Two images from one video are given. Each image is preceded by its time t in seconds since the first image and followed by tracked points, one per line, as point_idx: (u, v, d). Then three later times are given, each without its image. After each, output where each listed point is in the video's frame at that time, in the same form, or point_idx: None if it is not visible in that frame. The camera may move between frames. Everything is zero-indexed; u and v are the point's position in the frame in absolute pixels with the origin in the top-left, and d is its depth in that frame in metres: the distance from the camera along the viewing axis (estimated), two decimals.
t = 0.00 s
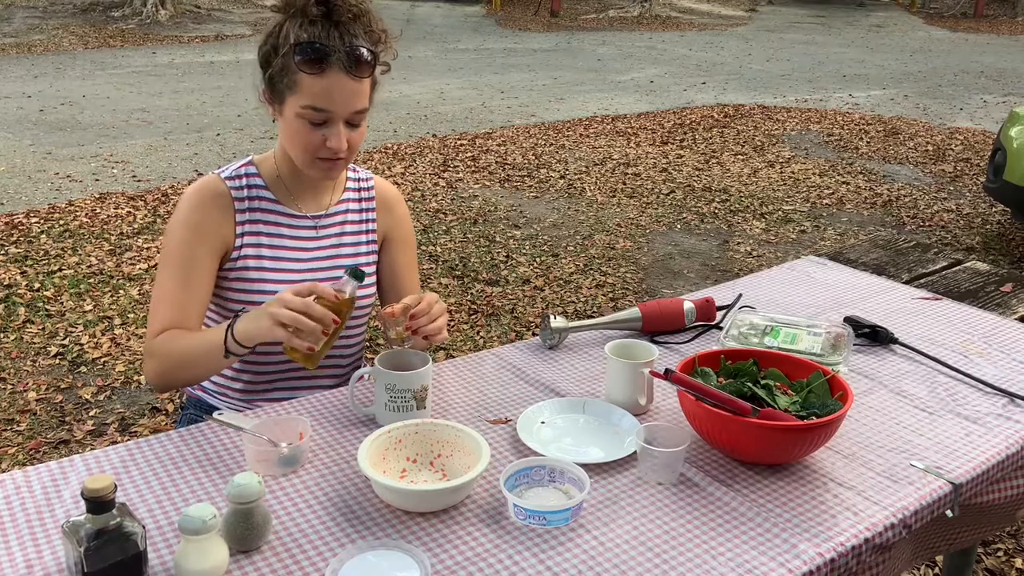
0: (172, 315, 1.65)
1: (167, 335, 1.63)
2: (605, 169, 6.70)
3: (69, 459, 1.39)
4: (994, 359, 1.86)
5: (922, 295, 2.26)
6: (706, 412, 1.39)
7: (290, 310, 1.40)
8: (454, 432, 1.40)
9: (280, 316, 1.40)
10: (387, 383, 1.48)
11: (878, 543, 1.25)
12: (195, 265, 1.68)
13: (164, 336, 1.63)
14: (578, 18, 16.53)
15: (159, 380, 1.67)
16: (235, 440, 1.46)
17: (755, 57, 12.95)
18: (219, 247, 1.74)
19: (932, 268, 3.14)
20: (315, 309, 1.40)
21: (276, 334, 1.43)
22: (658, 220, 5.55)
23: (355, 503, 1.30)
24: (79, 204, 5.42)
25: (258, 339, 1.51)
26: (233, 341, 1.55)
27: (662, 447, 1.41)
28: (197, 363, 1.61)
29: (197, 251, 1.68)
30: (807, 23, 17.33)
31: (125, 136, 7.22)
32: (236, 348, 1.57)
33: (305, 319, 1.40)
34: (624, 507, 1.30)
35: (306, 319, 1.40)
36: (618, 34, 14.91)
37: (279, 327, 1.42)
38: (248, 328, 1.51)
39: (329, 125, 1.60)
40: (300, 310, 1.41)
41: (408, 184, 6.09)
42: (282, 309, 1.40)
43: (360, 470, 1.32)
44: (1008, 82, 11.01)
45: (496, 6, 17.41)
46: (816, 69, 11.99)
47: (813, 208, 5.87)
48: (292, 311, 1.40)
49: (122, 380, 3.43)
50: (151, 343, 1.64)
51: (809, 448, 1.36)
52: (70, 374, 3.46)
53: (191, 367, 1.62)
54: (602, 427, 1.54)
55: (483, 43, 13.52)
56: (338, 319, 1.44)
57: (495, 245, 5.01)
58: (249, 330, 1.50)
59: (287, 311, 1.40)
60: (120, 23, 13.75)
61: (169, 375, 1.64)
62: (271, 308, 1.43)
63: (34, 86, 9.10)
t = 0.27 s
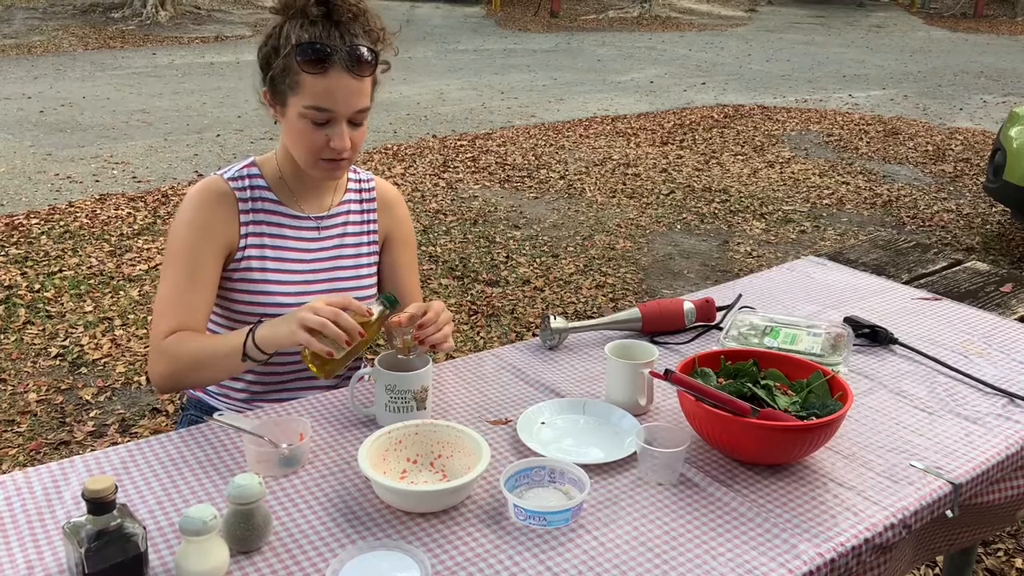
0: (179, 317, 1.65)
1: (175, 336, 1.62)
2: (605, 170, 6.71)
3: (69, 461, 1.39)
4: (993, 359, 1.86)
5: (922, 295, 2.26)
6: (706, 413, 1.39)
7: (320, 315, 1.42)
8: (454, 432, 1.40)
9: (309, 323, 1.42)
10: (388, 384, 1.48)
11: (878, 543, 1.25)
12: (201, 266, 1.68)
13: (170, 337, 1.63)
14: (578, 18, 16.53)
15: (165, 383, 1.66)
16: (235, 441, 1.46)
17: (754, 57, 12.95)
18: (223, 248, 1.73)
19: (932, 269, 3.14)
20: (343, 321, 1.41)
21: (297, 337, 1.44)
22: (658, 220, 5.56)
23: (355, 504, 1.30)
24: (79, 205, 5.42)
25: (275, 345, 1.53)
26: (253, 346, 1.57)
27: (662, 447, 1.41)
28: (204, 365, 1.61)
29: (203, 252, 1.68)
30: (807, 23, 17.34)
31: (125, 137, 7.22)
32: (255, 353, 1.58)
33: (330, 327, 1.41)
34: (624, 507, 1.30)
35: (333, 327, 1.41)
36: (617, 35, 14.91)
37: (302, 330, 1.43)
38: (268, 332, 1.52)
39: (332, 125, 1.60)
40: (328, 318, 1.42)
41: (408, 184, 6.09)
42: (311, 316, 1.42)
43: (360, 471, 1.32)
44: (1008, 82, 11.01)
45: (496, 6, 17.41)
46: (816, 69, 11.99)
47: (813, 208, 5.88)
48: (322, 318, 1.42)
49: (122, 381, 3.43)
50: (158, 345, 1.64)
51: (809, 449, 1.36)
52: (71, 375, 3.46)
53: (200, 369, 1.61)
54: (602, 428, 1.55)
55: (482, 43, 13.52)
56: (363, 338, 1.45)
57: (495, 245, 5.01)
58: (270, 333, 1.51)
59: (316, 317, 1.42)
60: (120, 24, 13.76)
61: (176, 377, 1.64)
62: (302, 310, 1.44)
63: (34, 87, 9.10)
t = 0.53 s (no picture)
0: (181, 316, 1.65)
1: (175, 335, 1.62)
2: (605, 171, 6.71)
3: (71, 462, 1.39)
4: (993, 360, 1.86)
5: (922, 295, 2.26)
6: (706, 413, 1.39)
7: (327, 312, 1.42)
8: (454, 433, 1.41)
9: (313, 321, 1.42)
10: (388, 385, 1.49)
11: (879, 543, 1.25)
12: (203, 265, 1.68)
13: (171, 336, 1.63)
14: (577, 19, 16.54)
15: (166, 381, 1.66)
16: (236, 441, 1.46)
17: (754, 58, 12.96)
18: (226, 248, 1.73)
19: (932, 269, 3.14)
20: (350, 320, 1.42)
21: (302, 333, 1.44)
22: (658, 221, 5.56)
23: (356, 504, 1.30)
24: (79, 206, 5.42)
25: (278, 345, 1.53)
26: (255, 345, 1.57)
27: (662, 448, 1.41)
28: (205, 364, 1.61)
29: (206, 251, 1.69)
30: (806, 24, 17.35)
31: (125, 138, 7.23)
32: (257, 351, 1.58)
33: (336, 324, 1.41)
34: (624, 508, 1.30)
35: (339, 324, 1.42)
36: (617, 36, 14.92)
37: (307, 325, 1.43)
38: (271, 332, 1.53)
39: (336, 126, 1.60)
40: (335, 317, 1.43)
41: (408, 186, 6.09)
42: (316, 313, 1.43)
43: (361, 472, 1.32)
44: (1007, 83, 11.02)
45: (496, 8, 17.42)
46: (816, 70, 12.00)
47: (812, 209, 5.88)
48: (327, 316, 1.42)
49: (122, 382, 3.43)
50: (159, 344, 1.64)
51: (809, 449, 1.37)
52: (71, 377, 3.46)
53: (202, 368, 1.62)
54: (602, 428, 1.55)
55: (482, 45, 13.53)
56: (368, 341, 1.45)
57: (495, 246, 5.01)
58: (274, 332, 1.51)
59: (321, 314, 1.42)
60: (120, 25, 13.77)
61: (178, 375, 1.64)
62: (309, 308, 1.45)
63: (34, 89, 9.10)
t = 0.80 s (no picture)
0: (181, 315, 1.65)
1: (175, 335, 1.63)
2: (605, 172, 6.72)
3: (71, 463, 1.39)
4: (992, 360, 1.86)
5: (921, 297, 2.26)
6: (705, 414, 1.39)
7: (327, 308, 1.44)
8: (453, 434, 1.41)
9: (313, 317, 1.43)
10: (388, 386, 1.49)
11: (877, 544, 1.26)
12: (204, 265, 1.68)
13: (171, 336, 1.63)
14: (578, 21, 16.56)
15: (166, 380, 1.67)
16: (235, 442, 1.47)
17: (754, 60, 12.97)
18: (227, 248, 1.74)
19: (931, 270, 3.15)
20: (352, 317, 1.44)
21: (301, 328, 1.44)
22: (658, 223, 5.56)
23: (355, 504, 1.31)
24: (80, 208, 5.43)
25: (277, 343, 1.52)
26: (255, 343, 1.57)
27: (661, 448, 1.41)
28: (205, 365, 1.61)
29: (206, 252, 1.69)
30: (806, 26, 17.36)
31: (126, 140, 7.23)
32: (257, 350, 1.58)
33: (335, 320, 1.42)
34: (623, 509, 1.31)
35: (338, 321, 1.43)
36: (617, 38, 14.93)
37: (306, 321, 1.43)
38: (270, 330, 1.53)
39: (338, 127, 1.61)
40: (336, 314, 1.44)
41: (408, 187, 6.10)
42: (316, 309, 1.44)
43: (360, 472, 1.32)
44: (1007, 84, 11.03)
45: (496, 10, 17.44)
46: (816, 72, 12.01)
47: (812, 210, 5.89)
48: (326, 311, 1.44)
49: (123, 384, 3.43)
50: (159, 344, 1.64)
51: (808, 450, 1.37)
52: (71, 378, 3.46)
53: (202, 367, 1.62)
54: (601, 429, 1.55)
55: (483, 46, 13.54)
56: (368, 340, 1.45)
57: (496, 248, 5.01)
58: (274, 330, 1.51)
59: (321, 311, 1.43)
60: (120, 27, 13.78)
61: (177, 375, 1.64)
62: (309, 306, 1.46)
63: (34, 91, 9.11)
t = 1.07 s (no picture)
0: (181, 314, 1.66)
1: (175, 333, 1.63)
2: (605, 173, 6.72)
3: (72, 463, 1.40)
4: (991, 361, 1.87)
5: (920, 298, 2.27)
6: (704, 415, 1.40)
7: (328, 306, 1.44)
8: (453, 434, 1.41)
9: (313, 314, 1.44)
10: (388, 386, 1.49)
11: (875, 544, 1.26)
12: (204, 265, 1.69)
13: (171, 335, 1.64)
14: (578, 23, 16.57)
15: (166, 379, 1.67)
16: (236, 442, 1.47)
17: (755, 61, 12.97)
18: (228, 248, 1.74)
19: (931, 272, 3.15)
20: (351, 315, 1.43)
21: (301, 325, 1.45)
22: (658, 224, 5.57)
23: (355, 504, 1.31)
24: (80, 208, 5.43)
25: (278, 340, 1.53)
26: (255, 340, 1.57)
27: (660, 449, 1.42)
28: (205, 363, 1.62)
29: (207, 251, 1.69)
30: (806, 27, 17.37)
31: (126, 141, 7.24)
32: (257, 347, 1.58)
33: (334, 318, 1.43)
34: (623, 509, 1.31)
35: (337, 319, 1.43)
36: (618, 39, 14.94)
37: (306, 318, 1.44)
38: (272, 326, 1.53)
39: (339, 127, 1.61)
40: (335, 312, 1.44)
41: (409, 188, 6.10)
42: (316, 306, 1.45)
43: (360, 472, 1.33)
44: (1007, 86, 11.03)
45: (497, 11, 17.45)
46: (816, 73, 12.02)
47: (812, 212, 5.89)
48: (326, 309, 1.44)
49: (123, 384, 3.44)
50: (160, 343, 1.65)
51: (807, 450, 1.37)
52: (72, 379, 3.46)
53: (201, 365, 1.62)
54: (601, 429, 1.55)
55: (483, 47, 13.55)
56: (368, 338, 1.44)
57: (496, 249, 5.02)
58: (275, 327, 1.52)
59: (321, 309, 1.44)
60: (121, 28, 13.79)
61: (177, 373, 1.64)
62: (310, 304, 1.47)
63: (35, 91, 9.12)
